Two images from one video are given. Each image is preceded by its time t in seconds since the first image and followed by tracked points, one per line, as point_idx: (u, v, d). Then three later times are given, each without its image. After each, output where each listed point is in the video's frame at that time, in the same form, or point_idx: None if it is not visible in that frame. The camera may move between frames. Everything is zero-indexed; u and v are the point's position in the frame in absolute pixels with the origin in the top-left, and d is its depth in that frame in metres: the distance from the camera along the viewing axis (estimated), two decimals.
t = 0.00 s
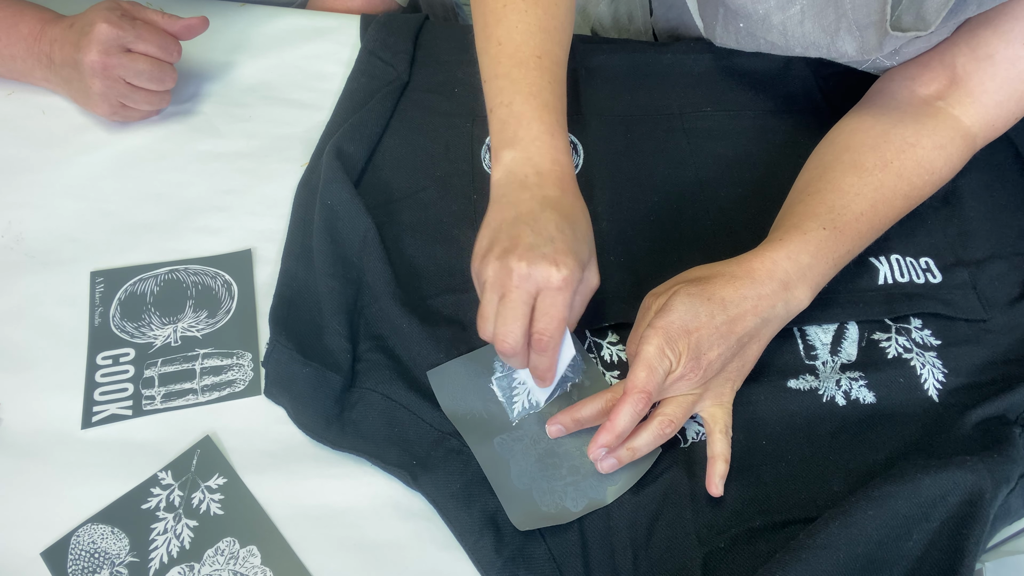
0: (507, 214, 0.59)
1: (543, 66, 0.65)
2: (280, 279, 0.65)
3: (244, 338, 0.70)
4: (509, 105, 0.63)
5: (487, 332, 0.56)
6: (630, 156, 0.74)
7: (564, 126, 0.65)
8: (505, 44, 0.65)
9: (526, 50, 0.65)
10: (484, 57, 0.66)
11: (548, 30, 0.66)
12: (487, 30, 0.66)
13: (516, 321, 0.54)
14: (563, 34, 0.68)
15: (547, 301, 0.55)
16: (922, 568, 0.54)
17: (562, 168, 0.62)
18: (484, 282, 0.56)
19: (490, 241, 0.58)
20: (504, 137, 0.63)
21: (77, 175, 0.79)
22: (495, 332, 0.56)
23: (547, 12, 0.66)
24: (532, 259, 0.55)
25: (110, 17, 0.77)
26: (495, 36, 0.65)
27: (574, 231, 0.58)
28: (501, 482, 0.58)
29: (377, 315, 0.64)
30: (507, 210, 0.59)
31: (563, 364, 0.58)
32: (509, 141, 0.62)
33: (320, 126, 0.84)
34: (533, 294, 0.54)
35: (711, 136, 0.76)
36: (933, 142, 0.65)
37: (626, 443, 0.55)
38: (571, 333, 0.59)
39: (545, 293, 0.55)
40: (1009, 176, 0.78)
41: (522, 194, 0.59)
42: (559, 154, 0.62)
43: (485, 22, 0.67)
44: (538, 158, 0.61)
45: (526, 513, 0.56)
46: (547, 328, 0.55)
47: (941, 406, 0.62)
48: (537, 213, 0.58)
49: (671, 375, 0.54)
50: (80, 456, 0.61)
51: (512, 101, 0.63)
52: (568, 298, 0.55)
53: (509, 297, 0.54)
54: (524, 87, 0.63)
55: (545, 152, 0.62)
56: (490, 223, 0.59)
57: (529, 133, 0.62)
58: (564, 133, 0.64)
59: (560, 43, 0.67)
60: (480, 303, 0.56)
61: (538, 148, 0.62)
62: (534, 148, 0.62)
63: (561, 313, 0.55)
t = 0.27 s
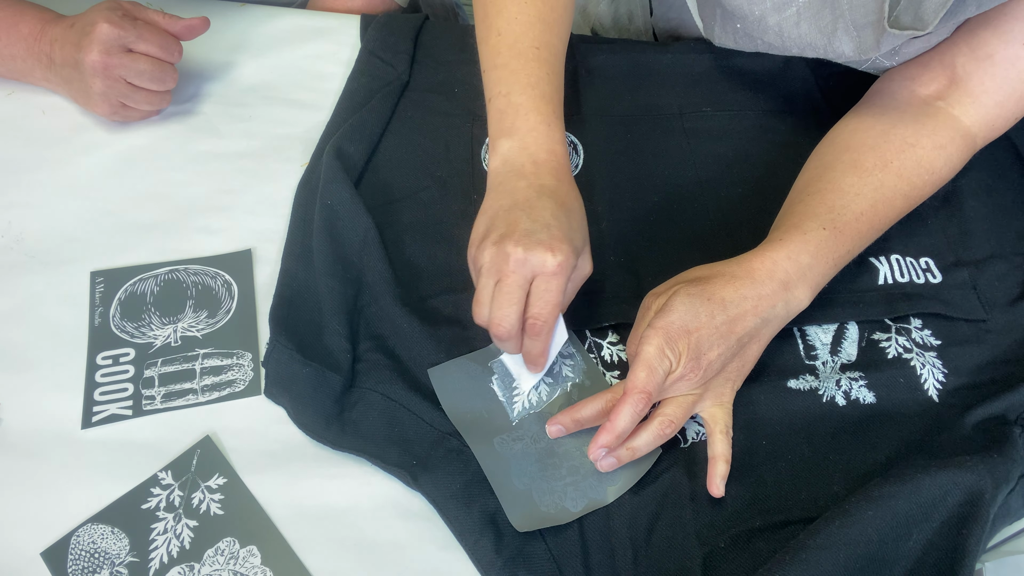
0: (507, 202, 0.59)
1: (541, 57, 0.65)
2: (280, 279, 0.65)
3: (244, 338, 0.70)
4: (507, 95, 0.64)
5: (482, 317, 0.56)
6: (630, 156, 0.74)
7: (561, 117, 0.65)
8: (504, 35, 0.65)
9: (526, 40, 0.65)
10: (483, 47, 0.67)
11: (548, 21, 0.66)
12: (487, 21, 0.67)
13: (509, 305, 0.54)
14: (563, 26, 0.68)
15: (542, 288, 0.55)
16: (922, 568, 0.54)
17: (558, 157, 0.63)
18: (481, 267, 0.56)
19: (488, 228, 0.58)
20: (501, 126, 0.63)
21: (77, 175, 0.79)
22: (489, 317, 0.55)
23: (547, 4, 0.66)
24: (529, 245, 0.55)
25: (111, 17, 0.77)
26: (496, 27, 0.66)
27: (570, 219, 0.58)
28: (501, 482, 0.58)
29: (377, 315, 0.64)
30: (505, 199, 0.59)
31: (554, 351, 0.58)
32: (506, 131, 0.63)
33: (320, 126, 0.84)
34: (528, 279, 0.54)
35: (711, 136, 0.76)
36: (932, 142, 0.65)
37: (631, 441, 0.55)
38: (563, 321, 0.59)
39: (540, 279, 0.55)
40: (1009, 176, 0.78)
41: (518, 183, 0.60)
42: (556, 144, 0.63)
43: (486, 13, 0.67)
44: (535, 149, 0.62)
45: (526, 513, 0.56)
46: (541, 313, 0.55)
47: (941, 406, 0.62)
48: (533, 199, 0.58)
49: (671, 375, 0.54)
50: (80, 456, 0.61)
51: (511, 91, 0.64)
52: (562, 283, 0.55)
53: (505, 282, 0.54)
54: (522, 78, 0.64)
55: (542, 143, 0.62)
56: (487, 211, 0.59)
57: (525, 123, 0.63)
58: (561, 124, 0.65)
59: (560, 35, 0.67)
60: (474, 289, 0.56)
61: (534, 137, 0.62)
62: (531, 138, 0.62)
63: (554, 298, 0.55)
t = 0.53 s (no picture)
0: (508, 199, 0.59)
1: (541, 57, 0.65)
2: (280, 279, 0.65)
3: (244, 338, 0.70)
4: (508, 94, 0.64)
5: (479, 311, 0.55)
6: (630, 157, 0.74)
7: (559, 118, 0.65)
8: (506, 34, 0.65)
9: (527, 41, 0.65)
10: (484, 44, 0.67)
11: (548, 21, 0.66)
12: (487, 20, 0.67)
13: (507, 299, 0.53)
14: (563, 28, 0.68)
15: (540, 282, 0.54)
16: (922, 568, 0.54)
17: (558, 157, 0.63)
18: (480, 262, 0.55)
19: (487, 224, 0.58)
20: (501, 126, 0.64)
21: (77, 175, 0.79)
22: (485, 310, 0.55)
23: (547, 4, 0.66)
24: (529, 240, 0.55)
25: (112, 17, 0.77)
26: (496, 26, 0.66)
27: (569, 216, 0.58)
28: (501, 482, 0.58)
29: (377, 315, 0.64)
30: (506, 197, 0.59)
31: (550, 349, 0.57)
32: (507, 130, 0.63)
33: (320, 126, 0.84)
34: (527, 274, 0.54)
35: (711, 136, 0.76)
36: (932, 142, 0.65)
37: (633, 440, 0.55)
38: (559, 317, 0.58)
39: (539, 274, 0.54)
40: (1009, 176, 0.78)
41: (519, 181, 0.60)
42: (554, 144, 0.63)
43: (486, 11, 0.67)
44: (534, 149, 0.62)
45: (526, 513, 0.56)
46: (539, 308, 0.54)
47: (940, 406, 0.62)
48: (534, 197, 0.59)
49: (671, 375, 0.54)
50: (80, 456, 0.61)
51: (511, 90, 0.64)
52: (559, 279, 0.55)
53: (504, 276, 0.54)
54: (523, 78, 0.64)
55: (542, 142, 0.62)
56: (487, 208, 0.59)
57: (526, 122, 0.63)
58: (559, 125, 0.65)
59: (559, 35, 0.68)
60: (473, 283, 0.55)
61: (533, 136, 0.62)
62: (531, 137, 0.62)
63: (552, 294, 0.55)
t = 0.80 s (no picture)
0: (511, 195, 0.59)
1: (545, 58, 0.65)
2: (280, 279, 0.65)
3: (244, 338, 0.70)
4: (512, 95, 0.64)
5: (482, 305, 0.55)
6: (630, 157, 0.74)
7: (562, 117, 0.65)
8: (509, 35, 0.65)
9: (530, 41, 0.65)
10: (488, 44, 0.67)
11: (551, 22, 0.66)
12: (490, 19, 0.67)
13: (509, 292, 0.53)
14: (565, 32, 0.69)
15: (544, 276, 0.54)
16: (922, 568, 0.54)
17: (562, 156, 0.63)
18: (485, 256, 0.55)
19: (492, 220, 0.58)
20: (505, 125, 0.64)
21: (77, 175, 0.79)
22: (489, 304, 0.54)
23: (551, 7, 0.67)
24: (533, 235, 0.55)
25: (113, 17, 0.77)
26: (499, 27, 0.66)
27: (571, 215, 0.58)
28: (500, 482, 0.58)
29: (378, 315, 0.64)
30: (511, 193, 0.59)
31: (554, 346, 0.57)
32: (511, 129, 0.63)
33: (320, 126, 0.84)
34: (530, 270, 0.54)
35: (711, 136, 0.76)
36: (932, 142, 0.65)
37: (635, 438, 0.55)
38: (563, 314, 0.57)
39: (543, 269, 0.54)
40: (1009, 176, 0.78)
41: (523, 178, 0.60)
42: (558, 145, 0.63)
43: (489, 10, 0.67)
44: (536, 147, 0.62)
45: (526, 513, 0.56)
46: (542, 302, 0.54)
47: (940, 406, 0.62)
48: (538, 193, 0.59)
49: (671, 375, 0.54)
50: (80, 456, 0.61)
51: (515, 91, 0.64)
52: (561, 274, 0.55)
53: (509, 269, 0.54)
54: (528, 78, 0.64)
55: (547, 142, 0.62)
56: (492, 205, 0.59)
57: (530, 121, 0.63)
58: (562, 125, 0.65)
59: (563, 37, 0.68)
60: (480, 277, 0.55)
61: (535, 135, 0.63)
62: (533, 136, 0.62)
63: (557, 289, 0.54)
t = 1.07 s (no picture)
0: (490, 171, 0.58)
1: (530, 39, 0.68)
2: (280, 279, 0.65)
3: (244, 338, 0.70)
4: (493, 71, 0.66)
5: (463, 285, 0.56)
6: (630, 156, 0.74)
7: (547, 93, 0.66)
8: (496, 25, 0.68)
9: (515, 25, 0.68)
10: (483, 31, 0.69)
11: (537, 8, 0.69)
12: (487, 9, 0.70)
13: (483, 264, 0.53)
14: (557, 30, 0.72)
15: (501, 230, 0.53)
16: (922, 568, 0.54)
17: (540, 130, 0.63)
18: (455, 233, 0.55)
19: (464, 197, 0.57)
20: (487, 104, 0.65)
21: (77, 175, 0.79)
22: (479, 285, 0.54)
23: None
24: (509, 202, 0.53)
25: (113, 17, 0.77)
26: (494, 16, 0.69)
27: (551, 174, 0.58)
28: (500, 482, 0.58)
29: (378, 315, 0.64)
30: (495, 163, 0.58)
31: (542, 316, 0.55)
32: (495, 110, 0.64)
33: (320, 126, 0.84)
34: (489, 227, 0.53)
35: (711, 136, 0.76)
36: (932, 142, 0.65)
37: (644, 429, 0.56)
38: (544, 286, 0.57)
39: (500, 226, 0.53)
40: (1009, 176, 0.78)
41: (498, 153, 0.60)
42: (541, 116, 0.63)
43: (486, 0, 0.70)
44: (511, 121, 0.63)
45: (526, 513, 0.56)
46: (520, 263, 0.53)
47: (941, 406, 0.62)
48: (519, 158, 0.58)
49: (678, 371, 0.54)
50: (80, 456, 0.61)
51: (495, 70, 0.66)
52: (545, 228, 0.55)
53: (468, 241, 0.53)
54: (508, 60, 0.66)
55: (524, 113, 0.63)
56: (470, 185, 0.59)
57: (508, 99, 0.64)
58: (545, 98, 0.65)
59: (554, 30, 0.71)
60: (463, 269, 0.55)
61: (516, 109, 0.63)
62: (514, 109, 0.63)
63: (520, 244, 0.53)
